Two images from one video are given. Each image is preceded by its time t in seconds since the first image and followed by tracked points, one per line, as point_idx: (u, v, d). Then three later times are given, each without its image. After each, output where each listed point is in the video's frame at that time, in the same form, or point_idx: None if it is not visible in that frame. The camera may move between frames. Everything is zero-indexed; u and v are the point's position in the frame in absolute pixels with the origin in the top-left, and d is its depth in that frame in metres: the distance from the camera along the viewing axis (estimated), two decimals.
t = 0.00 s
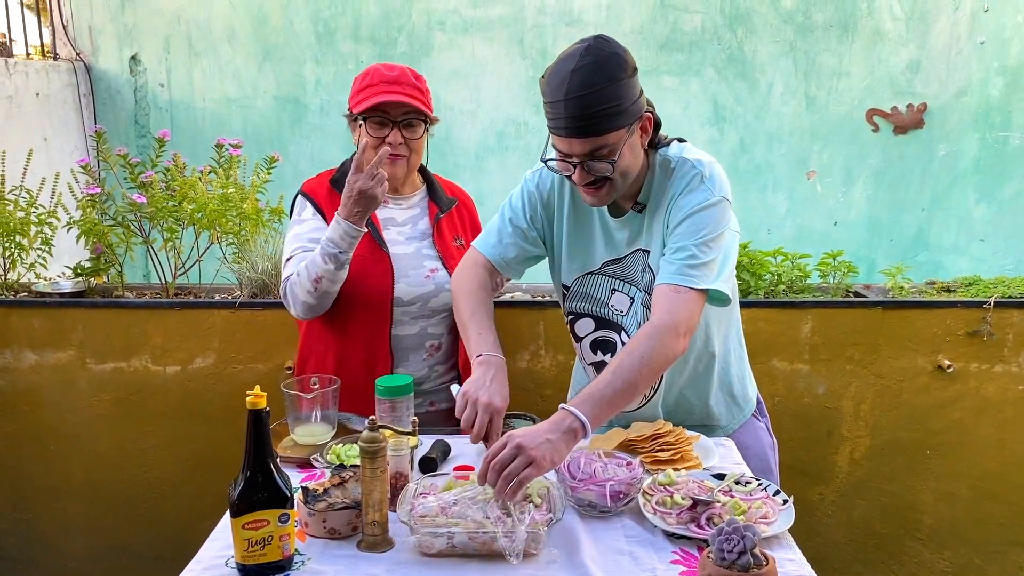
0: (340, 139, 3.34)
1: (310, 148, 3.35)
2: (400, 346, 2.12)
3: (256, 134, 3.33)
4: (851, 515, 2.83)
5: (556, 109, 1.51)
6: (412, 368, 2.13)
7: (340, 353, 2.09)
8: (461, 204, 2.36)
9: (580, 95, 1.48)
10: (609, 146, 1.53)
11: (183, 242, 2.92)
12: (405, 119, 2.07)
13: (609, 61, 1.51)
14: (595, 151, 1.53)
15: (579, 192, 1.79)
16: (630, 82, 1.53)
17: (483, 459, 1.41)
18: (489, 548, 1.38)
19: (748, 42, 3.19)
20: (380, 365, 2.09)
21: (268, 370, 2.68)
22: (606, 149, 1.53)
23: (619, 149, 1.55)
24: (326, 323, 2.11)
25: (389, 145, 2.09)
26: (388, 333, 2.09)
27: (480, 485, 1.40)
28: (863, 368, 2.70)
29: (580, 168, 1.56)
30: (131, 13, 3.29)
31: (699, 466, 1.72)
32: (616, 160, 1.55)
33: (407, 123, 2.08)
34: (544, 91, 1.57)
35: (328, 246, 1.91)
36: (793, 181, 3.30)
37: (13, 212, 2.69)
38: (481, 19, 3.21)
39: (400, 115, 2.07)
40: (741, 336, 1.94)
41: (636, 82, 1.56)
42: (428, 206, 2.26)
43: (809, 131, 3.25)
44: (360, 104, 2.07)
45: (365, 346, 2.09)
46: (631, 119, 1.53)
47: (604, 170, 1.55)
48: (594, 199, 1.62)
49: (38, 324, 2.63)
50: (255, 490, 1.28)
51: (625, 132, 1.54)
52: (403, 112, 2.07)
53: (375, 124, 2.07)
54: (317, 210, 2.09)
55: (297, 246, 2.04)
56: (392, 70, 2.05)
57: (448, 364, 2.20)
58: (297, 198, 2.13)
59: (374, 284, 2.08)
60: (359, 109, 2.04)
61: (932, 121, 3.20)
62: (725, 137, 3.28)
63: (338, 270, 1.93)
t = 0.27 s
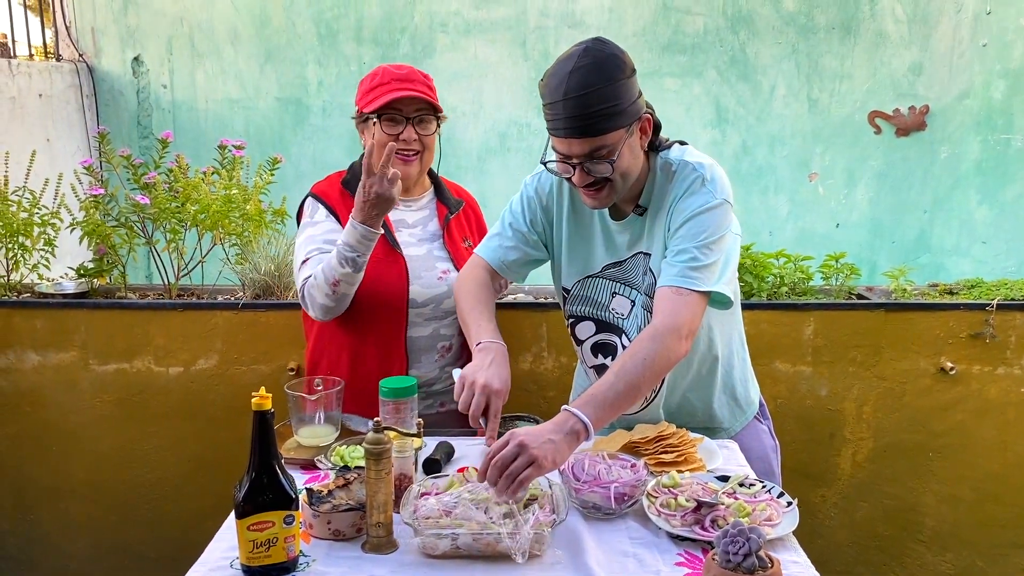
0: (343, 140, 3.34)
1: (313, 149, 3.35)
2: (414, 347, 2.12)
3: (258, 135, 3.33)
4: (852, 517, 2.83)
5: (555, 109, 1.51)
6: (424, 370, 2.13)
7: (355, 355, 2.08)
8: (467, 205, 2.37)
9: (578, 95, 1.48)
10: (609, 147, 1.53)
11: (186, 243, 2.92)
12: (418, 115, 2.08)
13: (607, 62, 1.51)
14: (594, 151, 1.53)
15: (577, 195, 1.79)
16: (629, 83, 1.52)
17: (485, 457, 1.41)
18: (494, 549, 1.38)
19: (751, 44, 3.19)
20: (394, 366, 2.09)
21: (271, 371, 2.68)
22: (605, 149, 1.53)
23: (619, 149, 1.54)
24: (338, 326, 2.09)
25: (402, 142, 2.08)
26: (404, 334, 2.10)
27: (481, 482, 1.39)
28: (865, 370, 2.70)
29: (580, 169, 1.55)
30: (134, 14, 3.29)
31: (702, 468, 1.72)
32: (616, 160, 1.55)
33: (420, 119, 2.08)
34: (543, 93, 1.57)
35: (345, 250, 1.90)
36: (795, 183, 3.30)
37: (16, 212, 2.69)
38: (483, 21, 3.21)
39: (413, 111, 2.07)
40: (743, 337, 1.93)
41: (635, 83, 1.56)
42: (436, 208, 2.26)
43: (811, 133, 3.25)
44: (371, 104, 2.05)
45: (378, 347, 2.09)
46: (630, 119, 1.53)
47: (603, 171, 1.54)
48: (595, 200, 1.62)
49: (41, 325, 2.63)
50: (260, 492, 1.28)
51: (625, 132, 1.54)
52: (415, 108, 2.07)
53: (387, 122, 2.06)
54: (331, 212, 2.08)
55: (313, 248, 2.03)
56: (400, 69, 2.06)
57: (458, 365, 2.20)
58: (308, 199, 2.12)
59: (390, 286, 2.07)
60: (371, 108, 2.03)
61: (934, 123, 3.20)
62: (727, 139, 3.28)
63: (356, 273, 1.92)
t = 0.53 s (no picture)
0: (344, 142, 3.34)
1: (314, 151, 3.35)
2: (422, 351, 2.12)
3: (260, 137, 3.34)
4: (854, 520, 2.83)
5: (549, 123, 1.52)
6: (431, 373, 2.14)
7: (363, 360, 2.08)
8: (474, 209, 2.37)
9: (572, 109, 1.48)
10: (604, 159, 1.53)
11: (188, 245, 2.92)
12: (425, 121, 2.08)
13: (601, 74, 1.51)
14: (589, 164, 1.53)
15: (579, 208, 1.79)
16: (623, 93, 1.52)
17: (487, 457, 1.41)
18: (498, 552, 1.38)
19: (752, 47, 3.19)
20: (404, 369, 2.09)
21: (273, 373, 2.68)
22: (600, 161, 1.53)
23: (615, 161, 1.54)
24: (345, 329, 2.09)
25: (407, 147, 2.08)
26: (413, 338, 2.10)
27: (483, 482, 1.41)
28: (867, 373, 2.70)
29: (576, 181, 1.56)
30: (136, 16, 3.29)
31: (705, 471, 1.71)
32: (611, 172, 1.55)
33: (427, 125, 2.08)
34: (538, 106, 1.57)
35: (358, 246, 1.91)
36: (797, 185, 3.30)
37: (18, 214, 2.69)
38: (485, 23, 3.21)
39: (420, 118, 2.07)
40: (743, 336, 1.93)
41: (630, 94, 1.55)
42: (444, 211, 2.26)
43: (812, 135, 3.26)
44: (379, 108, 2.06)
45: (386, 352, 2.08)
46: (625, 131, 1.53)
47: (599, 183, 1.55)
48: (593, 210, 1.62)
49: (43, 327, 2.63)
50: (264, 494, 1.27)
51: (620, 144, 1.54)
52: (423, 114, 2.07)
53: (395, 127, 2.06)
54: (340, 215, 2.08)
55: (322, 250, 2.03)
56: (410, 74, 2.05)
57: (465, 367, 2.21)
58: (316, 202, 2.12)
59: (401, 290, 2.08)
60: (380, 113, 2.03)
61: (935, 126, 3.20)
62: (729, 141, 3.29)
63: (369, 270, 1.93)
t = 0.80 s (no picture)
0: (345, 144, 3.34)
1: (314, 153, 3.35)
2: (427, 353, 2.12)
3: (260, 139, 3.34)
4: (854, 523, 2.82)
5: (555, 107, 1.54)
6: (436, 376, 2.14)
7: (368, 362, 2.08)
8: (478, 212, 2.37)
9: (576, 103, 1.51)
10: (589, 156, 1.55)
11: (188, 247, 2.92)
12: (428, 125, 2.07)
13: (619, 78, 1.50)
14: (575, 156, 1.56)
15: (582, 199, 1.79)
16: (639, 104, 1.53)
17: (494, 468, 1.41)
18: (499, 555, 1.37)
19: (753, 49, 3.19)
20: (408, 372, 2.10)
21: (273, 375, 2.67)
22: (587, 157, 1.56)
23: (599, 163, 1.56)
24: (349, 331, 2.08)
25: (411, 152, 2.07)
26: (418, 340, 2.10)
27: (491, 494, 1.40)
28: (867, 376, 2.70)
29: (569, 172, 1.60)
30: (136, 18, 3.29)
31: (706, 473, 1.71)
32: (593, 170, 1.57)
33: (430, 129, 2.08)
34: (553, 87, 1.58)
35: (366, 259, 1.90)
36: (797, 188, 3.30)
37: (18, 215, 2.69)
38: (486, 25, 3.21)
39: (423, 122, 2.07)
40: (742, 342, 1.93)
41: (646, 105, 1.54)
42: (448, 213, 2.26)
43: (813, 138, 3.26)
44: (382, 112, 2.06)
45: (390, 355, 2.09)
46: (620, 142, 1.53)
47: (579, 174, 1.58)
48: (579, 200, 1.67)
49: (43, 328, 2.63)
50: (265, 497, 1.27)
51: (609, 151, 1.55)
52: (426, 118, 2.07)
53: (398, 131, 2.06)
54: (344, 218, 2.08)
55: (327, 256, 2.03)
56: (413, 78, 2.06)
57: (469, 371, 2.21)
58: (320, 205, 2.12)
59: (406, 294, 2.08)
60: (383, 117, 2.03)
61: (935, 128, 3.20)
62: (729, 143, 3.29)
63: (375, 283, 1.93)
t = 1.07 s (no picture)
0: (343, 145, 3.34)
1: (313, 154, 3.35)
2: (426, 353, 2.13)
3: (258, 140, 3.34)
4: (852, 525, 2.82)
5: (553, 110, 1.55)
6: (436, 377, 2.14)
7: (366, 363, 2.08)
8: (478, 213, 2.37)
9: (573, 108, 1.51)
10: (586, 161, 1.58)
11: (185, 248, 2.92)
12: (428, 125, 2.07)
13: (619, 83, 1.49)
14: (574, 159, 1.58)
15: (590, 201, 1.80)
16: (644, 104, 1.53)
17: (490, 471, 1.40)
18: (496, 557, 1.37)
19: (751, 51, 3.20)
20: (408, 373, 2.10)
21: (270, 377, 2.67)
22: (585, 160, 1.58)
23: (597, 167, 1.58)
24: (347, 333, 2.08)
25: (412, 152, 2.08)
26: (417, 341, 2.10)
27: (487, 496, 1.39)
28: (865, 378, 2.70)
29: (574, 171, 1.60)
30: (134, 18, 3.29)
31: (703, 476, 1.71)
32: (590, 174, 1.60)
33: (431, 129, 2.08)
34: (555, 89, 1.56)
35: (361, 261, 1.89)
36: (796, 190, 3.30)
37: (15, 216, 2.68)
38: (484, 27, 3.21)
39: (423, 122, 2.07)
40: (741, 348, 1.94)
41: (644, 111, 1.53)
42: (448, 214, 2.26)
43: (811, 140, 3.26)
44: (382, 113, 2.06)
45: (388, 356, 2.09)
46: (618, 147, 1.54)
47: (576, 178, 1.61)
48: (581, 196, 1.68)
49: (39, 329, 2.62)
50: (260, 499, 1.27)
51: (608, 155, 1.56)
52: (426, 118, 2.07)
53: (398, 131, 2.06)
54: (343, 220, 2.08)
55: (325, 257, 2.02)
56: (413, 78, 2.05)
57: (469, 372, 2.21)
58: (319, 206, 2.12)
59: (405, 295, 2.07)
60: (383, 117, 2.03)
61: (934, 131, 3.20)
62: (727, 145, 3.29)
63: (371, 284, 1.91)
